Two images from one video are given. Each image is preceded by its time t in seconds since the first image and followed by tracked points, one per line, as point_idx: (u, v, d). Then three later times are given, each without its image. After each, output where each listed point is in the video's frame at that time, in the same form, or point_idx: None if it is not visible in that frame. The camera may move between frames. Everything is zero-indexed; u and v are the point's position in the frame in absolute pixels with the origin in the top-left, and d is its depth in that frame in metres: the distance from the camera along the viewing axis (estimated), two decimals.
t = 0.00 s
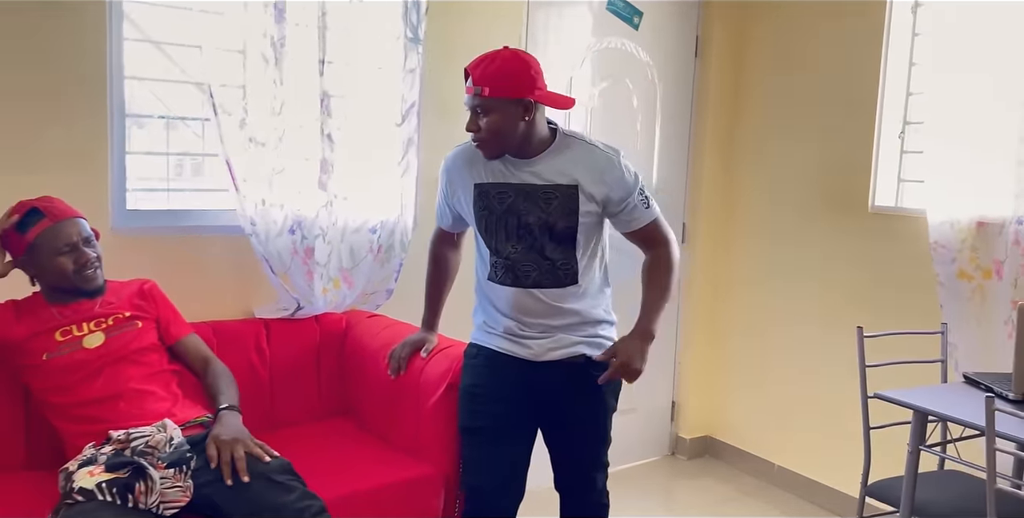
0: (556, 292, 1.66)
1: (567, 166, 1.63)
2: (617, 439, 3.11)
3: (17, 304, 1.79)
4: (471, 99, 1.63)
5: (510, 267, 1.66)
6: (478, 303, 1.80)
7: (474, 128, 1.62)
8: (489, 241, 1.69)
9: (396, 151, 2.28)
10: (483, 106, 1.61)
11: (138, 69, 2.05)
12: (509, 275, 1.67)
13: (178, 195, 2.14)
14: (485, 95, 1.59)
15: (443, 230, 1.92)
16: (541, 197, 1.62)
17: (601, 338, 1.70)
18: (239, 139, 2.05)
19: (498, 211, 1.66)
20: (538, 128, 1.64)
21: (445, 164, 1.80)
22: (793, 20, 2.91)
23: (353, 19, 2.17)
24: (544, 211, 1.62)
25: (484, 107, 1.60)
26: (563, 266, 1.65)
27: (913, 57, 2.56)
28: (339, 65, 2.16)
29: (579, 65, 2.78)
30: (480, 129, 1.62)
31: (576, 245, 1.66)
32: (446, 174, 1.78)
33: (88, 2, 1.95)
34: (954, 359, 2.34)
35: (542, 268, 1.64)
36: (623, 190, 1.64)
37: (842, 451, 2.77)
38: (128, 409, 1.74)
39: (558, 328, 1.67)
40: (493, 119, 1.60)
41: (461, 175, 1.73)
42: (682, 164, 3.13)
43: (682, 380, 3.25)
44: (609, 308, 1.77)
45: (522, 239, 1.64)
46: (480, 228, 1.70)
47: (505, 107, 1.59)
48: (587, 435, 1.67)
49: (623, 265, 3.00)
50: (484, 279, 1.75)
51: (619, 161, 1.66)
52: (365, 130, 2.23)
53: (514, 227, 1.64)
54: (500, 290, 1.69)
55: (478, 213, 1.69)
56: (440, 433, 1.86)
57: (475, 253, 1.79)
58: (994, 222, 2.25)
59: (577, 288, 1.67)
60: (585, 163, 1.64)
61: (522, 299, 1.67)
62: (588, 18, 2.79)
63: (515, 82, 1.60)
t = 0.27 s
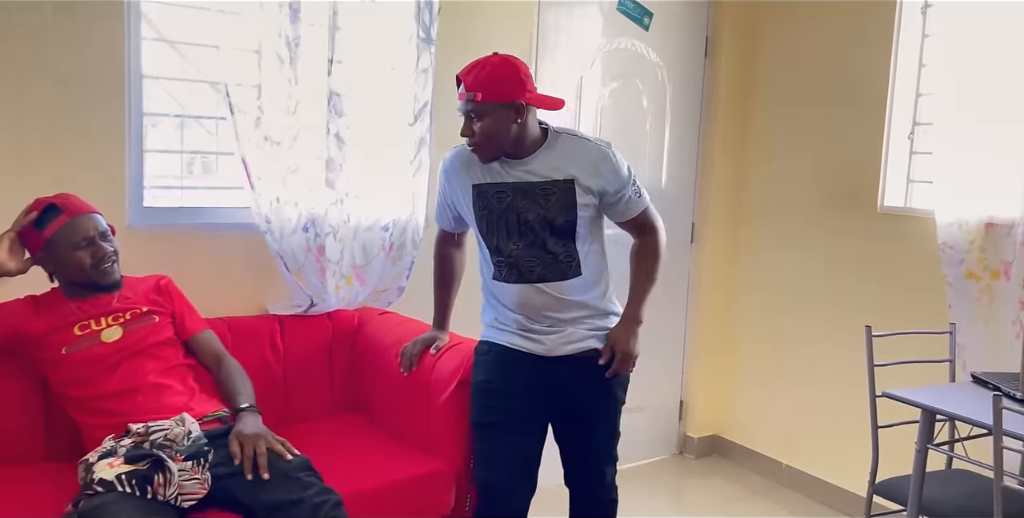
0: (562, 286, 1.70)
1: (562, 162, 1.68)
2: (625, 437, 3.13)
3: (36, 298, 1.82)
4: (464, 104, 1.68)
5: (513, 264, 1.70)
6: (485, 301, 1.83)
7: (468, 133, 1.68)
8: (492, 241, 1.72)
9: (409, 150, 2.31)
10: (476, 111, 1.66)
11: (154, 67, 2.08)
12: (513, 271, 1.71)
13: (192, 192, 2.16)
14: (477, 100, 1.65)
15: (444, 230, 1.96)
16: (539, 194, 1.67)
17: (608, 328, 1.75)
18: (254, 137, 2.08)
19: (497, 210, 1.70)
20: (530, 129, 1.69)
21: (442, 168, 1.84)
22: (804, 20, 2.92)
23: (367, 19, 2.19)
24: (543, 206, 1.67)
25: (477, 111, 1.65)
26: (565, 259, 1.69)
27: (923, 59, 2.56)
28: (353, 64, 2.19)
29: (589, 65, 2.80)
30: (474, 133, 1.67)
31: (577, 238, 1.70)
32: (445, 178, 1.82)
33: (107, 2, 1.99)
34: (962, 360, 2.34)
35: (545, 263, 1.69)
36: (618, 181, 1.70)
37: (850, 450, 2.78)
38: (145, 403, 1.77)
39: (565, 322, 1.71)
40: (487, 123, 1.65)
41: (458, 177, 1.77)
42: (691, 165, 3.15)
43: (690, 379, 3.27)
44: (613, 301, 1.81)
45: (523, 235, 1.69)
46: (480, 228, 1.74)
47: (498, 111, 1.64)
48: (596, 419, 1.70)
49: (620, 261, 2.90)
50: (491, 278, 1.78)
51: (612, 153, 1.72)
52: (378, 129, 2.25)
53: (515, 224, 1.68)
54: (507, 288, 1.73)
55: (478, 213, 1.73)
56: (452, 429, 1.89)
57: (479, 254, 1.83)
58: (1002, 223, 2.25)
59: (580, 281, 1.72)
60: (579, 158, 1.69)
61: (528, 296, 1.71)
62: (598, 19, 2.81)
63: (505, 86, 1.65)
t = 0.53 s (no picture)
0: (571, 277, 1.73)
1: (567, 155, 1.72)
2: (633, 435, 3.14)
3: (53, 292, 1.85)
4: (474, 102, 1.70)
5: (522, 257, 1.73)
6: (494, 295, 1.85)
7: (480, 130, 1.70)
8: (501, 237, 1.74)
9: (420, 147, 2.33)
10: (488, 109, 1.68)
11: (170, 65, 2.11)
12: (523, 264, 1.73)
13: (205, 188, 2.20)
14: (490, 96, 1.67)
15: (450, 225, 1.98)
16: (546, 187, 1.70)
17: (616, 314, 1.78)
18: (268, 134, 2.10)
19: (505, 205, 1.72)
20: (536, 127, 1.73)
21: (447, 166, 1.86)
22: (813, 19, 2.92)
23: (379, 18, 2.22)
24: (551, 199, 1.71)
25: (490, 107, 1.67)
26: (573, 248, 1.72)
27: (933, 58, 2.57)
28: (365, 62, 2.21)
29: (599, 64, 2.81)
30: (487, 130, 1.69)
31: (584, 228, 1.74)
32: (450, 176, 1.84)
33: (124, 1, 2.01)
34: (970, 359, 2.34)
35: (553, 254, 1.72)
36: (620, 172, 1.76)
37: (858, 449, 2.79)
38: (161, 395, 1.80)
39: (575, 311, 1.74)
40: (498, 119, 1.68)
41: (464, 173, 1.79)
42: (700, 163, 3.16)
43: (698, 377, 3.28)
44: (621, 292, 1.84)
45: (531, 228, 1.71)
46: (487, 224, 1.76)
47: (510, 107, 1.67)
48: (605, 405, 1.73)
49: (626, 263, 2.90)
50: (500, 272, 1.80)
51: (614, 146, 1.77)
52: (390, 126, 2.28)
53: (523, 217, 1.71)
54: (516, 282, 1.75)
55: (485, 209, 1.75)
56: (462, 423, 1.91)
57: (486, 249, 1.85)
58: (1012, 222, 2.26)
59: (589, 270, 1.75)
60: (584, 151, 1.73)
61: (536, 289, 1.74)
62: (608, 18, 2.82)
63: (514, 84, 1.68)
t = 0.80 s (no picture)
0: (579, 269, 1.75)
1: (572, 149, 1.77)
2: (640, 432, 3.15)
3: (69, 285, 1.88)
4: (514, 95, 1.70)
5: (530, 249, 1.75)
6: (501, 291, 1.88)
7: (525, 123, 1.71)
8: (509, 231, 1.77)
9: (430, 145, 2.35)
10: (531, 103, 1.71)
11: (183, 64, 2.14)
12: (530, 257, 1.75)
13: (219, 185, 2.24)
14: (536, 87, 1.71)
15: (457, 223, 2.00)
16: (553, 180, 1.74)
17: (623, 305, 1.81)
18: (280, 132, 2.13)
19: (512, 198, 1.75)
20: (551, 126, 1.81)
21: (454, 164, 1.88)
22: (822, 19, 2.93)
23: (390, 17, 2.24)
24: (557, 192, 1.74)
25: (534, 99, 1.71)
26: (580, 240, 1.76)
27: (942, 58, 2.57)
28: (377, 61, 2.24)
29: (608, 63, 2.83)
30: (531, 124, 1.71)
31: (589, 220, 1.77)
32: (457, 174, 1.88)
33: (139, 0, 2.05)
34: (976, 358, 2.34)
35: (561, 246, 1.75)
36: (623, 165, 1.82)
37: (865, 447, 2.79)
38: (173, 388, 1.83)
39: (583, 303, 1.76)
40: (537, 112, 1.72)
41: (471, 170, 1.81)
42: (708, 162, 3.17)
43: (705, 375, 3.29)
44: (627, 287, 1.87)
45: (539, 221, 1.74)
46: (494, 219, 1.78)
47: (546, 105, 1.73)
48: (613, 397, 1.77)
49: (633, 261, 2.92)
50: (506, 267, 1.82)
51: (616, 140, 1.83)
52: (400, 124, 2.30)
53: (530, 210, 1.74)
54: (524, 275, 1.77)
55: (492, 203, 1.78)
56: (470, 417, 1.93)
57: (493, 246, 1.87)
58: (1019, 221, 2.26)
59: (596, 262, 1.77)
60: (589, 145, 1.78)
61: (544, 282, 1.76)
62: (618, 18, 2.84)
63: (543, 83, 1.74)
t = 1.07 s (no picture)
0: (585, 265, 1.78)
1: (579, 147, 1.80)
2: (645, 429, 3.17)
3: (82, 280, 1.90)
4: (538, 89, 1.73)
5: (537, 245, 1.77)
6: (507, 286, 1.90)
7: (550, 116, 1.73)
8: (516, 227, 1.78)
9: (438, 143, 2.38)
10: (554, 98, 1.74)
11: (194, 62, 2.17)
12: (538, 252, 1.78)
13: (230, 182, 2.27)
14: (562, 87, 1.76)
15: (462, 219, 2.02)
16: (560, 176, 1.77)
17: (626, 299, 1.84)
18: (289, 130, 2.15)
19: (520, 194, 1.77)
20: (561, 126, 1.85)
21: (461, 161, 1.90)
22: (828, 19, 2.94)
23: (398, 16, 2.26)
24: (565, 188, 1.77)
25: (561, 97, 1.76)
26: (587, 236, 1.78)
27: (947, 57, 2.57)
28: (385, 60, 2.26)
29: (614, 62, 2.85)
30: (556, 118, 1.74)
31: (595, 215, 1.81)
32: (463, 171, 1.89)
33: None
34: (979, 357, 2.35)
35: (568, 241, 1.77)
36: (628, 161, 1.87)
37: (868, 445, 2.80)
38: (184, 381, 1.86)
39: (588, 298, 1.78)
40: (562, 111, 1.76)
41: (478, 167, 1.83)
42: (714, 161, 3.18)
43: (710, 373, 3.31)
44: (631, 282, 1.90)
45: (546, 216, 1.77)
46: (501, 215, 1.80)
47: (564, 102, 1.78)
48: (618, 392, 1.80)
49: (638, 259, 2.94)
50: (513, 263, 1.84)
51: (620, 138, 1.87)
52: (407, 122, 2.33)
53: (538, 206, 1.77)
54: (531, 271, 1.79)
55: (500, 199, 1.79)
56: (476, 412, 1.96)
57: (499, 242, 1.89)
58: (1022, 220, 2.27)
59: (602, 257, 1.80)
60: (594, 142, 1.82)
61: (551, 277, 1.78)
62: (624, 17, 2.86)
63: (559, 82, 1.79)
